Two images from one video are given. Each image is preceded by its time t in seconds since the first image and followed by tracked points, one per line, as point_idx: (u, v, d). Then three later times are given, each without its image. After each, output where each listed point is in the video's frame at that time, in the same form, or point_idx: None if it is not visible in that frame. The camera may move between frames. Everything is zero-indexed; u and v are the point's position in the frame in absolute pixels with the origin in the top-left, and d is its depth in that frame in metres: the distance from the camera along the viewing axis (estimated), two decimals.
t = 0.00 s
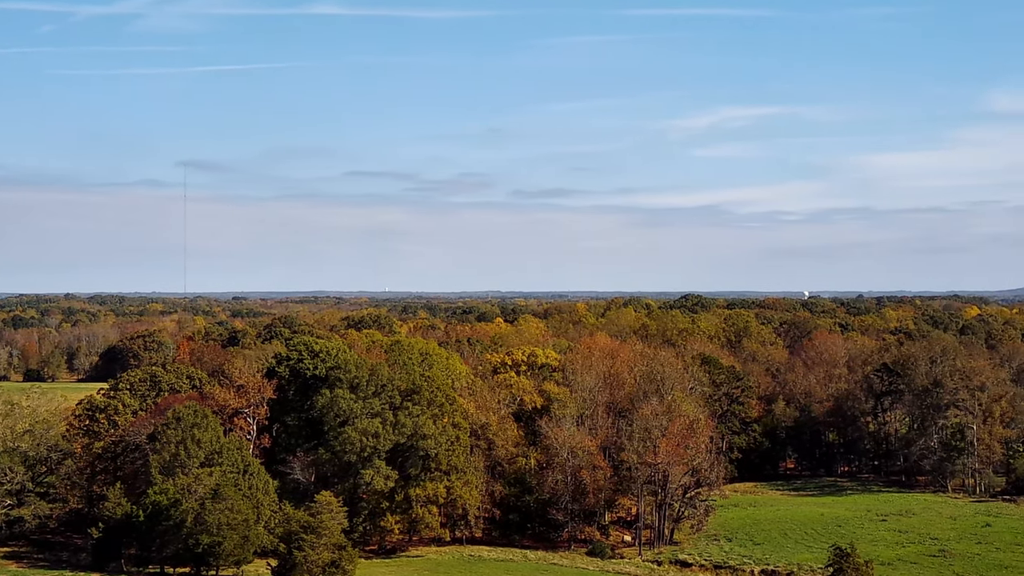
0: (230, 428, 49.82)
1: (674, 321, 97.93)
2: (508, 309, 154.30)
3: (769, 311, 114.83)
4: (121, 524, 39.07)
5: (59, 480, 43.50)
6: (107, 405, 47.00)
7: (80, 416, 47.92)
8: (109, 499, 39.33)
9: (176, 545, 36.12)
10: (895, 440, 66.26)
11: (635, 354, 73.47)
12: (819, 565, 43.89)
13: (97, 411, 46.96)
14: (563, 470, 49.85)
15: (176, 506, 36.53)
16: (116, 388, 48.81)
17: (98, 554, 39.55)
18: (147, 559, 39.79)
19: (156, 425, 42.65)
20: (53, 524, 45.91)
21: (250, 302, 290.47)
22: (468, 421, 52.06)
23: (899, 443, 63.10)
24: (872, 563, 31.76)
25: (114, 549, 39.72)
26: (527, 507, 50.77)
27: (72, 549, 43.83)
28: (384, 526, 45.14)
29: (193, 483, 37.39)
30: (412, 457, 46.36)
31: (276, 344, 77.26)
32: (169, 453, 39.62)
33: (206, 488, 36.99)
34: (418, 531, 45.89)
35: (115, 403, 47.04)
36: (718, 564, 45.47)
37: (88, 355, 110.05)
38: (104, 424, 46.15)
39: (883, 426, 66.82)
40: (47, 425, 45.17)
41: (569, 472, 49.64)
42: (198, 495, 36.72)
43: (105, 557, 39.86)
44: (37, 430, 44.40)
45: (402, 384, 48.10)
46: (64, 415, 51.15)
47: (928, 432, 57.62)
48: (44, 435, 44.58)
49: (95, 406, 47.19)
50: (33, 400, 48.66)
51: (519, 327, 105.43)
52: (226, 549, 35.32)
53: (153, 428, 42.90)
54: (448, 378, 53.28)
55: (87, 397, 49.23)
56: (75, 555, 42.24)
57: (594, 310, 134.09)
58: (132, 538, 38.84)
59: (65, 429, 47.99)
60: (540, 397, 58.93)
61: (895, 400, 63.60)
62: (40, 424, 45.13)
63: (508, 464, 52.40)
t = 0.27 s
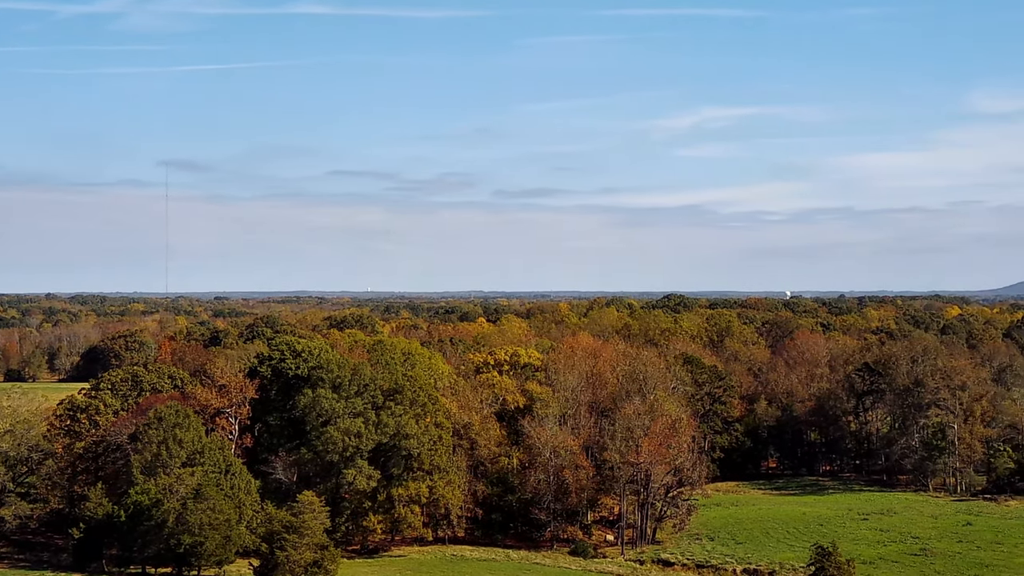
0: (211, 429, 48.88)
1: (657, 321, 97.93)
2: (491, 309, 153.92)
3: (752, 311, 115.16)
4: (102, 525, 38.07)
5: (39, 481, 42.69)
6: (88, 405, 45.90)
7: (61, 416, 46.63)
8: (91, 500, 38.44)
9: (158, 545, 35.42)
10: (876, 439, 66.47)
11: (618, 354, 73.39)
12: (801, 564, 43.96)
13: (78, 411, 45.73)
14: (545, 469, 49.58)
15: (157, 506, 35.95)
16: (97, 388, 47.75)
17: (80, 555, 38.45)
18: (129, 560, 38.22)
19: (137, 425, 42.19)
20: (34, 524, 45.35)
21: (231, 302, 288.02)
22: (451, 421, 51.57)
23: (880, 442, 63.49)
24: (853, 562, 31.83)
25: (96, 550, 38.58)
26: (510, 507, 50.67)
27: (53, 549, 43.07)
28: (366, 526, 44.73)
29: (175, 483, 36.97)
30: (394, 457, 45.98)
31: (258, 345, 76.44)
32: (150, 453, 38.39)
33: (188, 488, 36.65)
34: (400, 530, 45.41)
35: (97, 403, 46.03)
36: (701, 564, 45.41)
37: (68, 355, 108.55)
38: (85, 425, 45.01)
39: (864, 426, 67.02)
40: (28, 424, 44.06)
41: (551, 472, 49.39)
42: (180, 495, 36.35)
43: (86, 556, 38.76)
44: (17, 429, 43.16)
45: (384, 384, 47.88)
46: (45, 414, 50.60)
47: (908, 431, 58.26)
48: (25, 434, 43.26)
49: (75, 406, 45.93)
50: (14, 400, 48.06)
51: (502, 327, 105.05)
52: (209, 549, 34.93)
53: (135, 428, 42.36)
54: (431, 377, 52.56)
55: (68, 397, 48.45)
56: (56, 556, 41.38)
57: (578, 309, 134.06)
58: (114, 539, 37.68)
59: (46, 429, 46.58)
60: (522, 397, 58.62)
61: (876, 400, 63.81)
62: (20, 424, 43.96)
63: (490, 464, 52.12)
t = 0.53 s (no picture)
0: (194, 430, 47.00)
1: (641, 321, 98.25)
2: (475, 309, 153.59)
3: (735, 311, 115.73)
4: (84, 527, 37.22)
5: (21, 482, 43.46)
6: (70, 406, 45.09)
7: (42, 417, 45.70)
8: (73, 502, 38.11)
9: (140, 547, 34.25)
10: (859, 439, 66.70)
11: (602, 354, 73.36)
12: (783, 564, 44.00)
13: (59, 413, 44.95)
14: (529, 470, 49.21)
15: (140, 507, 34.89)
16: (80, 389, 47.02)
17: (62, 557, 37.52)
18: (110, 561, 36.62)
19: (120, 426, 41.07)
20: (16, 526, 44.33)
21: (214, 302, 286.39)
22: (434, 421, 51.11)
23: (863, 442, 63.65)
24: (836, 562, 31.71)
25: (77, 553, 37.57)
26: (493, 507, 50.39)
27: (35, 551, 42.22)
28: (350, 527, 44.08)
29: (157, 484, 36.03)
30: (377, 457, 45.63)
31: (242, 345, 75.82)
32: (133, 454, 37.95)
33: (170, 489, 35.59)
34: (384, 531, 45.03)
35: (79, 404, 45.26)
36: (684, 564, 45.32)
37: (50, 356, 107.26)
38: (67, 426, 44.23)
39: (847, 426, 66.80)
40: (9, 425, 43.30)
41: (535, 472, 49.08)
42: (162, 497, 35.25)
43: (69, 558, 37.88)
44: None
45: (367, 385, 47.26)
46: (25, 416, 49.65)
47: (891, 432, 58.37)
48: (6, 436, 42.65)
49: (57, 407, 45.12)
50: None
51: (487, 327, 104.77)
52: (192, 550, 33.89)
53: (118, 428, 41.32)
54: (414, 378, 52.30)
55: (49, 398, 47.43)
56: (38, 558, 40.59)
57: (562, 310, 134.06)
58: (96, 540, 36.63)
59: (29, 430, 46.11)
60: (506, 397, 58.25)
61: (859, 400, 64.05)
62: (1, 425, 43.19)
63: (474, 464, 51.81)
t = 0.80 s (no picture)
0: (177, 431, 48.16)
1: (624, 321, 98.44)
2: (459, 309, 153.22)
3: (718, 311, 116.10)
4: (65, 528, 36.50)
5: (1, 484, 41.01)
6: (52, 407, 44.47)
7: (24, 418, 45.21)
8: (55, 503, 37.40)
9: (122, 548, 33.35)
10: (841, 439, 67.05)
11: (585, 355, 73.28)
12: (766, 564, 43.97)
13: (41, 413, 44.29)
14: (512, 471, 49.10)
15: (121, 509, 34.11)
16: (62, 390, 46.28)
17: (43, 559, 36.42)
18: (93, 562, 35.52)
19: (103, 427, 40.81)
20: None
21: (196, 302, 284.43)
22: (418, 422, 50.98)
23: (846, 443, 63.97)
24: (820, 562, 31.62)
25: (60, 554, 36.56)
26: (477, 508, 49.89)
27: (16, 553, 41.47)
28: (333, 528, 43.61)
29: (140, 485, 35.04)
30: (361, 458, 44.99)
31: (225, 345, 75.17)
32: (115, 455, 37.41)
33: (153, 490, 34.63)
34: (367, 532, 44.38)
35: (61, 405, 44.64)
36: (667, 564, 45.21)
37: (31, 357, 105.97)
38: (49, 427, 43.55)
39: (830, 426, 67.43)
40: None
41: (518, 473, 48.85)
42: (145, 497, 34.35)
43: (50, 560, 36.82)
44: None
45: (351, 385, 46.76)
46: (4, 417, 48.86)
47: (873, 432, 58.56)
48: None
49: (38, 408, 44.50)
50: None
51: (471, 327, 104.45)
52: (175, 552, 33.05)
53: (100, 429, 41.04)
54: (398, 378, 51.97)
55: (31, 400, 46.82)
56: (18, 559, 39.92)
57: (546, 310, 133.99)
58: (78, 542, 35.86)
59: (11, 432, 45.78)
60: (489, 398, 57.90)
61: (842, 400, 64.23)
62: None
63: (457, 465, 51.39)
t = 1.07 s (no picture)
0: (147, 432, 46.14)
1: (597, 321, 98.49)
2: (432, 309, 152.47)
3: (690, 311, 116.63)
4: (33, 530, 34.95)
5: None
6: (21, 408, 42.96)
7: None
8: (23, 504, 35.45)
9: (93, 549, 32.18)
10: (812, 439, 67.57)
11: (558, 355, 73.02)
12: (737, 564, 43.91)
13: (7, 415, 42.84)
14: (484, 471, 48.54)
15: (92, 510, 32.86)
16: (30, 390, 44.73)
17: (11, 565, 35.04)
18: (62, 565, 34.20)
19: (72, 428, 39.73)
20: None
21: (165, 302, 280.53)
22: (390, 423, 50.26)
23: (817, 443, 64.50)
24: (790, 562, 31.52)
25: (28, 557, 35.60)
26: (449, 508, 49.09)
27: None
28: (303, 529, 42.79)
29: (110, 486, 33.96)
30: (332, 458, 44.41)
31: (195, 346, 73.94)
32: (85, 456, 36.02)
33: (123, 491, 33.68)
34: (339, 533, 43.45)
35: (29, 406, 43.08)
36: (639, 564, 45.03)
37: None
38: (17, 428, 42.25)
39: (800, 426, 67.88)
40: None
41: (489, 473, 48.37)
42: (114, 499, 33.34)
43: (21, 560, 36.47)
44: None
45: (322, 386, 46.18)
46: None
47: (843, 432, 59.22)
48: None
49: (4, 410, 43.09)
50: None
51: (443, 327, 103.86)
52: (144, 553, 31.98)
53: (70, 430, 40.02)
54: (369, 379, 50.77)
55: None
56: None
57: (519, 310, 133.78)
58: (47, 544, 34.51)
59: None
60: (461, 398, 57.38)
61: (813, 400, 64.65)
62: None
63: (428, 465, 51.02)
